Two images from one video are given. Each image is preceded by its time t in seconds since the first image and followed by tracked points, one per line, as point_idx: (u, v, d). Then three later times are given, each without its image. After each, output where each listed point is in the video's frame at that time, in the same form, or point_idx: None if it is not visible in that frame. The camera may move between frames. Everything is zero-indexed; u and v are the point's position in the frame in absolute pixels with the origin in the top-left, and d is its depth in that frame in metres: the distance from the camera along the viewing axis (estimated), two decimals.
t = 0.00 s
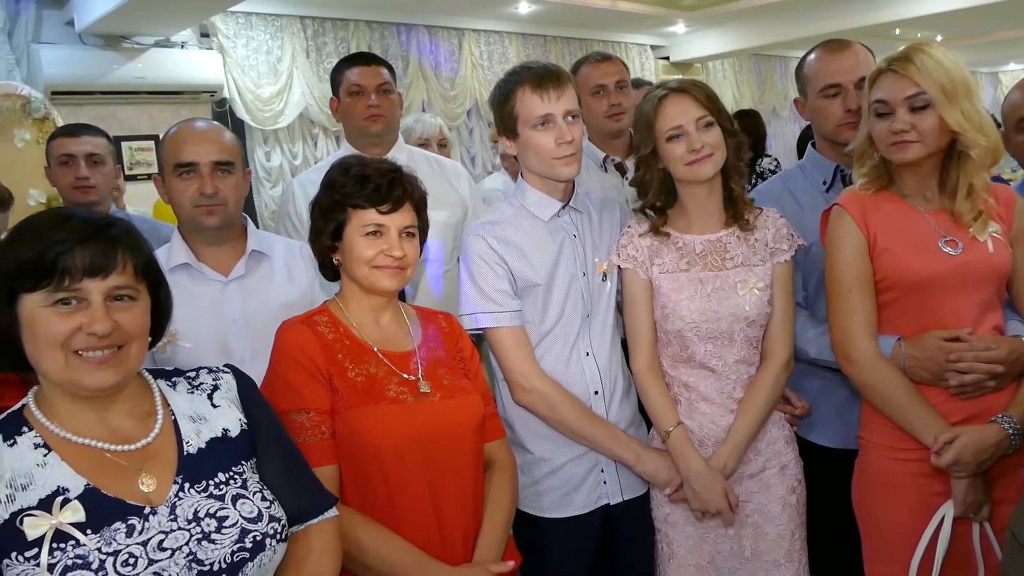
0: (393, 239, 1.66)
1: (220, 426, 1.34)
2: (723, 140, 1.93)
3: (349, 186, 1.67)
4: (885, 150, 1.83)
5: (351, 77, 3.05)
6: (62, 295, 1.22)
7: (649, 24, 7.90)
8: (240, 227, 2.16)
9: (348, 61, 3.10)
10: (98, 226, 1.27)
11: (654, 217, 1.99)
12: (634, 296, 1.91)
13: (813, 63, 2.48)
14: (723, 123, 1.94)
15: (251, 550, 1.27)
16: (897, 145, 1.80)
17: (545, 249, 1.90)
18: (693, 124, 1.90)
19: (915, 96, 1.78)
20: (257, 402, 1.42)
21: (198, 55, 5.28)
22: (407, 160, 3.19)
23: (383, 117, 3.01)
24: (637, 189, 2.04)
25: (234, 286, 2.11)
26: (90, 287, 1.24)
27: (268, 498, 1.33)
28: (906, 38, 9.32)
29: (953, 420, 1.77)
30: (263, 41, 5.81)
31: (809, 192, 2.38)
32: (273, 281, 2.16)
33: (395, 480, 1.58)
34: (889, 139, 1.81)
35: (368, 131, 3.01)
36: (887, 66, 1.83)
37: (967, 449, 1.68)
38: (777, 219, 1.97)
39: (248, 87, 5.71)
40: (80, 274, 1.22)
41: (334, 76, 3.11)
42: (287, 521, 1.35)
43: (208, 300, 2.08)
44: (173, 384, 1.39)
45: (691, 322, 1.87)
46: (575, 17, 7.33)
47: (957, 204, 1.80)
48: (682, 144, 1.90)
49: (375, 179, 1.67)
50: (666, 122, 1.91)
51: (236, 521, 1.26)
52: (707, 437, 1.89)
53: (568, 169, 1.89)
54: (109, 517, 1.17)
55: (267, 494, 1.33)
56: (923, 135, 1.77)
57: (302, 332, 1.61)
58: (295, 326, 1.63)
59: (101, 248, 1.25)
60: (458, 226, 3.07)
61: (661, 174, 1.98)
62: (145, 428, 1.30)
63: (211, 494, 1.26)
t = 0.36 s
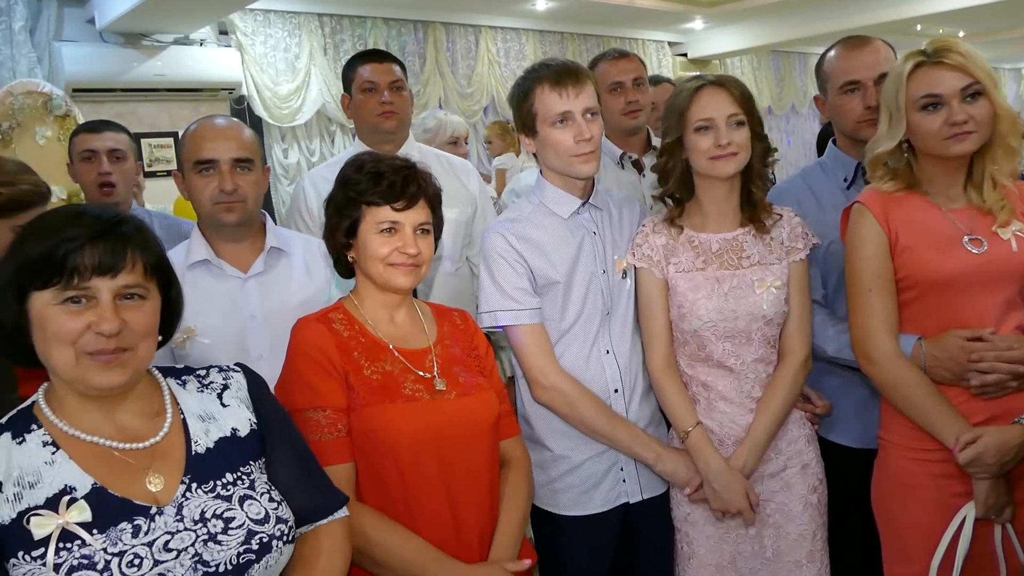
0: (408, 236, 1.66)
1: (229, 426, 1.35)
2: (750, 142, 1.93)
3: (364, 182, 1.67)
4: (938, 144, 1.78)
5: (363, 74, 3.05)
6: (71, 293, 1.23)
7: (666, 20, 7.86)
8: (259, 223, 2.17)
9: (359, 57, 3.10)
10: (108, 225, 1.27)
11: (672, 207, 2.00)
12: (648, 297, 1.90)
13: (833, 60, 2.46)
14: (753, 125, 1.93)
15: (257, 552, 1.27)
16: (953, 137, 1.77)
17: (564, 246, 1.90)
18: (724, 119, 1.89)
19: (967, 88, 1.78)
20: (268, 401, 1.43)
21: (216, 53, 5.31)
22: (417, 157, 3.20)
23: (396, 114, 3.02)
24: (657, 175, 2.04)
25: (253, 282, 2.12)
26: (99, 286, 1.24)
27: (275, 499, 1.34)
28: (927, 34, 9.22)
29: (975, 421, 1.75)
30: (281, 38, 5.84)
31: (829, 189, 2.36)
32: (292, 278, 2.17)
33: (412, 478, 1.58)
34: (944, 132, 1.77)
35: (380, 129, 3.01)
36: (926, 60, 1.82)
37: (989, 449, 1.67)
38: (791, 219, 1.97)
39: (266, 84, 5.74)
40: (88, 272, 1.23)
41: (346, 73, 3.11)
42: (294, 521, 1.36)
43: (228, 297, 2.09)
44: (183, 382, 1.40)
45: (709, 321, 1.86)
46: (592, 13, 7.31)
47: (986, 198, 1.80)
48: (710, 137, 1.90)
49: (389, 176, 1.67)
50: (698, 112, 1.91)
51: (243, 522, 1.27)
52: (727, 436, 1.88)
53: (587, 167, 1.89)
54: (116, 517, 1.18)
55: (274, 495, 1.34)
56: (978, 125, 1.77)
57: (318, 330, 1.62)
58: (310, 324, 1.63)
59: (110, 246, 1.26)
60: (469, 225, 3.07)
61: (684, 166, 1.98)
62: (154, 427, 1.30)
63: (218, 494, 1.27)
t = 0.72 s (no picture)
0: (423, 234, 1.66)
1: (226, 430, 1.37)
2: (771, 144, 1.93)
3: (381, 180, 1.67)
4: (965, 140, 1.76)
5: (373, 73, 3.05)
6: (60, 305, 1.24)
7: (683, 17, 7.82)
8: (276, 221, 2.18)
9: (370, 56, 3.10)
10: (95, 234, 1.28)
11: (686, 198, 1.98)
12: (662, 295, 1.89)
13: (850, 56, 2.43)
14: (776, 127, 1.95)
15: (253, 557, 1.29)
16: (980, 133, 1.75)
17: (579, 244, 1.89)
18: (756, 115, 1.89)
19: (992, 82, 1.76)
20: (264, 406, 1.45)
21: (233, 52, 5.34)
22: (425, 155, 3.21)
23: (407, 114, 3.02)
24: (673, 166, 2.00)
25: (271, 279, 2.13)
26: (87, 297, 1.26)
27: (272, 504, 1.35)
28: (949, 28, 9.11)
29: (997, 421, 1.73)
30: (298, 36, 5.87)
31: (849, 186, 2.34)
32: (309, 274, 2.18)
33: (427, 475, 1.59)
34: (971, 127, 1.75)
35: (392, 128, 3.02)
36: (947, 57, 1.80)
37: (1013, 450, 1.65)
38: (803, 215, 1.97)
39: (283, 82, 5.77)
40: (76, 284, 1.24)
41: (356, 72, 3.11)
42: (291, 526, 1.38)
43: (246, 295, 2.10)
44: (180, 387, 1.42)
45: (725, 318, 1.84)
46: (609, 10, 7.29)
47: (1010, 194, 1.78)
48: (742, 129, 1.88)
49: (405, 174, 1.67)
50: (733, 103, 1.88)
51: (239, 527, 1.29)
52: (745, 433, 1.87)
53: (601, 165, 1.88)
54: (111, 524, 1.19)
55: (270, 500, 1.35)
56: (1005, 119, 1.75)
57: (334, 327, 1.62)
58: (327, 322, 1.64)
59: (97, 256, 1.27)
60: (478, 224, 3.06)
61: (703, 162, 1.94)
62: (149, 433, 1.32)
63: (214, 500, 1.29)
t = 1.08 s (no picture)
0: (433, 232, 1.66)
1: (223, 427, 1.38)
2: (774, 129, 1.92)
3: (390, 179, 1.67)
4: (974, 139, 1.75)
5: (380, 72, 3.06)
6: (51, 298, 1.25)
7: (693, 15, 7.79)
8: (284, 219, 2.19)
9: (377, 54, 3.10)
10: (81, 228, 1.30)
11: (699, 209, 1.94)
12: (671, 292, 1.89)
13: (860, 54, 2.42)
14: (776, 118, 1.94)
15: (251, 552, 1.30)
16: (988, 132, 1.74)
17: (586, 242, 1.89)
18: (757, 112, 1.88)
19: (996, 81, 1.75)
20: (261, 403, 1.46)
21: (243, 50, 5.36)
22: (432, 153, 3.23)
23: (414, 113, 3.02)
24: (678, 177, 1.97)
25: (280, 277, 2.14)
26: (78, 290, 1.27)
27: (269, 500, 1.36)
28: (961, 26, 9.04)
29: (1011, 421, 1.72)
30: (308, 34, 5.88)
31: (858, 185, 2.32)
32: (318, 272, 2.19)
33: (436, 472, 1.59)
34: (979, 126, 1.74)
35: (399, 127, 3.02)
36: (950, 57, 1.80)
37: None
38: (813, 211, 1.96)
39: (293, 81, 5.79)
40: (65, 277, 1.26)
41: (363, 71, 3.11)
42: (290, 522, 1.39)
43: (254, 292, 2.11)
44: (176, 385, 1.42)
45: (732, 318, 1.84)
46: (619, 8, 7.27)
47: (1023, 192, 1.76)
48: (746, 129, 1.87)
49: (415, 173, 1.67)
50: (732, 105, 1.87)
51: (237, 523, 1.30)
52: (751, 433, 1.87)
53: (607, 164, 1.88)
54: (108, 521, 1.20)
55: (268, 496, 1.36)
56: (1013, 117, 1.74)
57: (343, 324, 1.63)
58: (336, 319, 1.65)
59: (85, 249, 1.28)
60: (485, 223, 3.06)
61: (711, 167, 1.92)
62: (146, 430, 1.33)
63: (211, 496, 1.29)
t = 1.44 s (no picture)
0: (454, 231, 1.66)
1: (243, 423, 1.39)
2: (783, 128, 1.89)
3: (412, 177, 1.67)
4: (1000, 138, 1.73)
5: (402, 71, 3.06)
6: (76, 302, 1.26)
7: (713, 13, 7.74)
8: (305, 217, 2.20)
9: (398, 54, 3.11)
10: (107, 231, 1.30)
11: (714, 211, 1.96)
12: (695, 289, 1.89)
13: (884, 53, 2.40)
14: (781, 111, 1.90)
15: (272, 545, 1.30)
16: (1015, 131, 1.71)
17: (607, 242, 1.89)
18: (748, 114, 1.86)
19: (1022, 79, 1.73)
20: (279, 400, 1.47)
21: (263, 50, 5.40)
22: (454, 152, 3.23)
23: (435, 111, 3.03)
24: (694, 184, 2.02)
25: (300, 274, 2.15)
26: (102, 294, 1.28)
27: (289, 494, 1.37)
28: (986, 24, 8.91)
29: None
30: (328, 34, 5.92)
31: (881, 184, 2.30)
32: (338, 269, 2.19)
33: (456, 470, 1.59)
34: (1005, 125, 1.72)
35: (420, 125, 3.03)
36: (975, 54, 1.77)
37: None
38: (844, 208, 1.91)
39: (312, 79, 5.82)
40: (90, 281, 1.26)
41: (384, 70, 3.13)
42: (309, 518, 1.40)
43: (275, 289, 2.12)
44: (196, 382, 1.44)
45: (752, 317, 1.83)
46: (638, 6, 7.24)
47: None
48: (739, 134, 1.87)
49: (437, 171, 1.67)
50: (721, 112, 1.88)
51: (258, 516, 1.30)
52: (769, 435, 1.86)
53: (631, 163, 1.87)
54: (132, 514, 1.21)
55: (288, 490, 1.37)
56: None
57: (365, 322, 1.63)
58: (357, 316, 1.65)
59: (110, 252, 1.29)
60: (506, 221, 3.06)
61: (717, 170, 1.96)
62: (167, 426, 1.34)
63: (233, 490, 1.30)
